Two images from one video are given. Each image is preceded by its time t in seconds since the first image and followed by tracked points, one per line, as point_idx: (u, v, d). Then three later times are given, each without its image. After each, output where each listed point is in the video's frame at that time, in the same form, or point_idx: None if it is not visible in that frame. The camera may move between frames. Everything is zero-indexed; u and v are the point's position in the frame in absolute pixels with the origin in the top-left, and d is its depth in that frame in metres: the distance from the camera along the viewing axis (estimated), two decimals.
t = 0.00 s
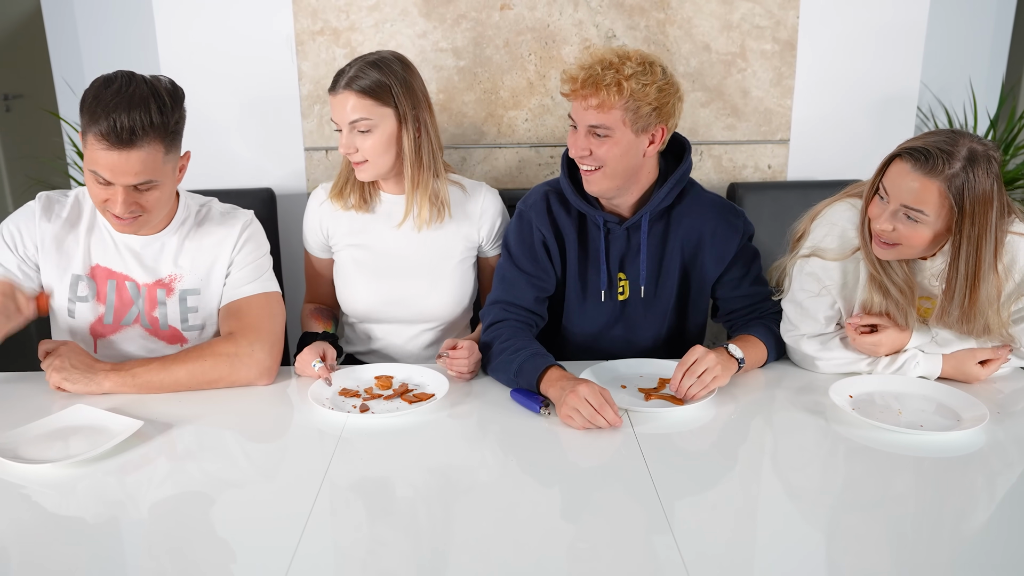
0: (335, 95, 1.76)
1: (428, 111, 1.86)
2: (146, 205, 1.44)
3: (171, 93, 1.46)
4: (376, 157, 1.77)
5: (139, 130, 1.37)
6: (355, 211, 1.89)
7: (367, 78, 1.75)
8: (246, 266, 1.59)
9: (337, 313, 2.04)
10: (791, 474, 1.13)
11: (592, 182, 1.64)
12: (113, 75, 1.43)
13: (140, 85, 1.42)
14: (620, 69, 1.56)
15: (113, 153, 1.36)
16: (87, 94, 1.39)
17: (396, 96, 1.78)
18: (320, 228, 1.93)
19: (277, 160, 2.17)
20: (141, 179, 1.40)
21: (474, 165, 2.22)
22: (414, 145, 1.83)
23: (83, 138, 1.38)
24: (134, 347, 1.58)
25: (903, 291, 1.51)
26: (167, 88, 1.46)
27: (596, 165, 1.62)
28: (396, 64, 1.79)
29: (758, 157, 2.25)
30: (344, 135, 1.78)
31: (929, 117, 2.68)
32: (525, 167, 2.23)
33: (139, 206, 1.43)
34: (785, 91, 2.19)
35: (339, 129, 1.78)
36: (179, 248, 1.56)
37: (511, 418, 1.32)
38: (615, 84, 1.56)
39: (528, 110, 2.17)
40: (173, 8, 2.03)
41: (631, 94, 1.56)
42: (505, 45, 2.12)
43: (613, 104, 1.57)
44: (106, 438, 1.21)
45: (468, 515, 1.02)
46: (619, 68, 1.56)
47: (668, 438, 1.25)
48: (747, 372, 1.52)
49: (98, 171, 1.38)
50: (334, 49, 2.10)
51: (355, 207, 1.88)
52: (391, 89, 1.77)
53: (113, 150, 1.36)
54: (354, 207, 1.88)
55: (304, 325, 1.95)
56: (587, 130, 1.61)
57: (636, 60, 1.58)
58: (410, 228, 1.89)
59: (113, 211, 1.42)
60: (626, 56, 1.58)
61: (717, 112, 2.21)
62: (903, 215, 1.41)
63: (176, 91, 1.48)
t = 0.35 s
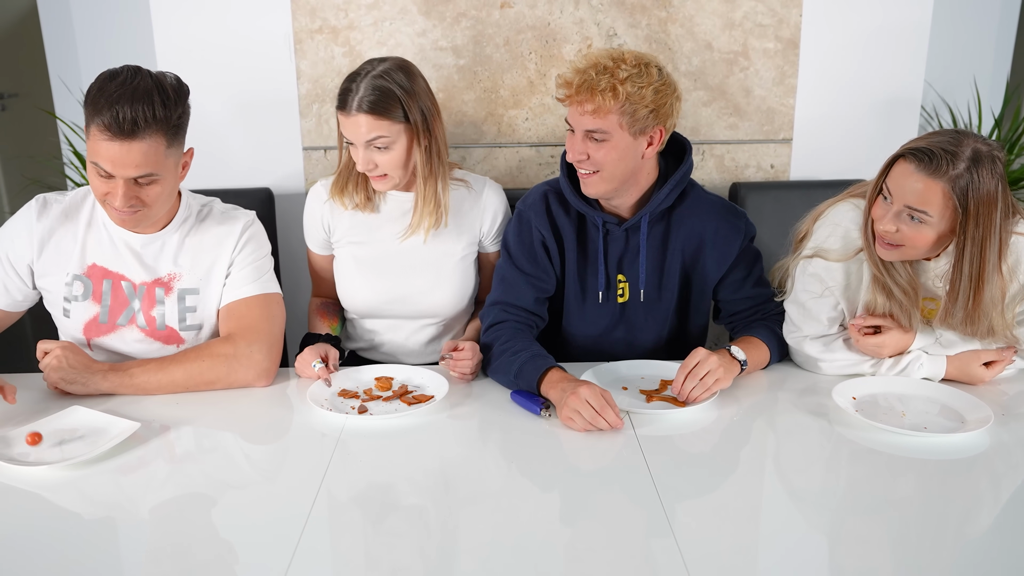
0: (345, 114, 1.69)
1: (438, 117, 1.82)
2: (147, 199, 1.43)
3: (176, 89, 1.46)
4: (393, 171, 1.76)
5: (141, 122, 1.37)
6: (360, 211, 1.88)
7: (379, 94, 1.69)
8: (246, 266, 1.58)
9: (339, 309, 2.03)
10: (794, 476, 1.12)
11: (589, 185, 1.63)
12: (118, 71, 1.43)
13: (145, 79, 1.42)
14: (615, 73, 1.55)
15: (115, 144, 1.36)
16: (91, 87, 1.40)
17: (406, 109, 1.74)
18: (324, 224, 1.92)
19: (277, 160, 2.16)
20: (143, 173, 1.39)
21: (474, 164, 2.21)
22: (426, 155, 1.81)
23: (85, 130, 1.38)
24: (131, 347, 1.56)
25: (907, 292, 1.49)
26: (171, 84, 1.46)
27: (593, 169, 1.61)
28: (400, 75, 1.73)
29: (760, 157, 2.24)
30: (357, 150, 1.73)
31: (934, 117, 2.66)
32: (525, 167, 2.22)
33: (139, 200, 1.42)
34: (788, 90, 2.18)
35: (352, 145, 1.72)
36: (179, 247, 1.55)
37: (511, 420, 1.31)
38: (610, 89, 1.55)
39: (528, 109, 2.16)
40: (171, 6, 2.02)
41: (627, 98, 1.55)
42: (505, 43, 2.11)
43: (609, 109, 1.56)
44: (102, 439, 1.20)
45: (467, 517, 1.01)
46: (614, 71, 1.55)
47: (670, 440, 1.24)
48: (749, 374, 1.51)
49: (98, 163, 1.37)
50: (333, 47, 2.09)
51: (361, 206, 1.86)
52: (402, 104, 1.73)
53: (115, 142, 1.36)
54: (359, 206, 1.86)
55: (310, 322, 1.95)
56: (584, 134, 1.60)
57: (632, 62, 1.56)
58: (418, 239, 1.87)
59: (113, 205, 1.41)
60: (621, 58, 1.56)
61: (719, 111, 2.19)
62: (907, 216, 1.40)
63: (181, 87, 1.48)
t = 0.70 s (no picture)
0: (371, 130, 1.65)
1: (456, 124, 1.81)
2: (142, 192, 1.42)
3: (168, 80, 1.45)
4: (417, 183, 1.75)
5: (134, 114, 1.36)
6: (367, 216, 1.86)
7: (404, 109, 1.66)
8: (243, 266, 1.57)
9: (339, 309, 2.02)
10: (796, 478, 1.11)
11: (589, 187, 1.62)
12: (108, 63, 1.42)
13: (135, 71, 1.41)
14: (615, 74, 1.54)
15: (109, 137, 1.35)
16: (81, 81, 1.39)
17: (428, 119, 1.71)
18: (325, 224, 1.90)
19: (276, 160, 2.15)
20: (137, 166, 1.38)
21: (474, 164, 2.20)
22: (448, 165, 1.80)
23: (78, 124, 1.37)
24: (128, 348, 1.55)
25: (911, 292, 1.48)
26: (163, 75, 1.45)
27: (594, 171, 1.60)
28: (420, 86, 1.70)
29: (763, 156, 2.22)
30: (381, 166, 1.70)
31: (938, 116, 2.65)
32: (525, 167, 2.21)
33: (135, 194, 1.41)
34: (791, 88, 2.17)
35: (376, 159, 1.69)
36: (175, 247, 1.54)
37: (511, 422, 1.30)
38: (611, 90, 1.53)
39: (529, 108, 2.15)
40: (169, 5, 2.01)
41: (628, 99, 1.54)
42: (505, 42, 2.10)
43: (610, 110, 1.55)
44: (99, 442, 1.19)
45: (466, 520, 1.00)
46: (615, 72, 1.54)
47: (671, 442, 1.23)
48: (752, 375, 1.50)
49: (92, 157, 1.36)
50: (332, 45, 2.08)
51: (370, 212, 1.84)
52: (427, 116, 1.70)
53: (109, 135, 1.35)
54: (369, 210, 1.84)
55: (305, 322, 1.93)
56: (585, 135, 1.59)
57: (632, 62, 1.55)
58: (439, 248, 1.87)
59: (109, 199, 1.40)
60: (621, 58, 1.55)
61: (721, 110, 2.18)
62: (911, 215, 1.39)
63: (173, 78, 1.47)
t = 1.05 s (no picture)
0: (371, 121, 1.64)
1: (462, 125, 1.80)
2: (162, 180, 1.42)
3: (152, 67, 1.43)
4: (417, 181, 1.73)
5: (143, 102, 1.35)
6: (370, 216, 1.85)
7: (408, 101, 1.65)
8: (241, 267, 1.56)
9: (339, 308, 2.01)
10: (798, 481, 1.10)
11: (590, 190, 1.61)
12: (87, 62, 1.38)
13: (124, 64, 1.38)
14: (615, 76, 1.52)
15: (126, 131, 1.34)
16: (72, 84, 1.35)
17: (432, 114, 1.70)
18: (327, 223, 1.89)
19: (276, 159, 2.15)
20: (154, 154, 1.38)
21: (475, 163, 2.19)
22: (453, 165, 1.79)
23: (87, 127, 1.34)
24: (127, 353, 1.54)
25: (915, 294, 1.47)
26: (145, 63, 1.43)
27: (594, 173, 1.59)
28: (427, 81, 1.70)
29: (765, 156, 2.21)
30: (380, 159, 1.68)
31: (941, 115, 2.63)
32: (526, 166, 2.20)
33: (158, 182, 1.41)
34: (793, 87, 2.16)
35: (375, 152, 1.68)
36: (172, 249, 1.53)
37: (511, 423, 1.29)
38: (611, 92, 1.52)
39: (529, 107, 2.14)
40: (167, 3, 2.00)
41: (628, 101, 1.53)
42: (505, 40, 2.09)
43: (610, 113, 1.54)
44: (96, 444, 1.18)
45: (465, 522, 0.99)
46: (615, 74, 1.53)
47: (673, 444, 1.22)
48: (754, 376, 1.49)
49: (108, 156, 1.34)
50: (331, 44, 2.07)
51: (374, 212, 1.83)
52: (431, 111, 1.69)
53: (125, 129, 1.33)
54: (372, 211, 1.83)
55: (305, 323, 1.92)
56: (585, 137, 1.58)
57: (633, 64, 1.54)
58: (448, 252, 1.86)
59: (137, 194, 1.39)
60: (622, 60, 1.54)
61: (723, 109, 2.17)
62: (914, 216, 1.37)
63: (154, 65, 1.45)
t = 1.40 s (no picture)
0: (365, 119, 1.63)
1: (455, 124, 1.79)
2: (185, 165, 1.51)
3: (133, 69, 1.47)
4: (410, 179, 1.72)
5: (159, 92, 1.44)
6: (366, 215, 1.83)
7: (402, 99, 1.64)
8: (237, 268, 1.55)
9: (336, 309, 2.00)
10: (801, 483, 1.09)
11: (584, 191, 1.61)
12: (79, 69, 1.39)
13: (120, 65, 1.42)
14: (618, 79, 1.51)
15: (155, 119, 1.42)
16: (82, 89, 1.37)
17: (426, 112, 1.69)
18: (324, 223, 1.88)
19: (275, 159, 2.14)
20: (179, 140, 1.48)
21: (475, 163, 2.18)
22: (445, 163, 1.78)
23: (118, 124, 1.39)
24: (124, 357, 1.53)
25: (918, 294, 1.46)
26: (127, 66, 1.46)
27: (589, 175, 1.58)
28: (421, 78, 1.69)
29: (767, 155, 2.20)
30: (374, 156, 1.68)
31: (945, 114, 2.62)
32: (526, 166, 2.19)
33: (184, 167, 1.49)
34: (796, 87, 2.15)
35: (369, 149, 1.67)
36: (167, 251, 1.53)
37: (511, 425, 1.28)
38: (612, 94, 1.51)
39: (530, 106, 2.13)
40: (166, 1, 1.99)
41: (629, 105, 1.52)
42: (506, 39, 2.08)
43: (609, 115, 1.53)
44: (91, 446, 1.17)
45: (463, 525, 0.98)
46: (617, 77, 1.51)
47: (675, 446, 1.21)
48: (756, 378, 1.48)
49: (150, 144, 1.41)
50: (329, 42, 2.06)
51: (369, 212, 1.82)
52: (424, 108, 1.68)
53: (154, 117, 1.42)
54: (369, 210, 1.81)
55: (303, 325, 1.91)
56: (584, 137, 1.57)
57: (637, 67, 1.52)
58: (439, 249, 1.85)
59: (172, 182, 1.46)
60: (626, 63, 1.52)
61: (725, 109, 2.16)
62: (917, 215, 1.37)
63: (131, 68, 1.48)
